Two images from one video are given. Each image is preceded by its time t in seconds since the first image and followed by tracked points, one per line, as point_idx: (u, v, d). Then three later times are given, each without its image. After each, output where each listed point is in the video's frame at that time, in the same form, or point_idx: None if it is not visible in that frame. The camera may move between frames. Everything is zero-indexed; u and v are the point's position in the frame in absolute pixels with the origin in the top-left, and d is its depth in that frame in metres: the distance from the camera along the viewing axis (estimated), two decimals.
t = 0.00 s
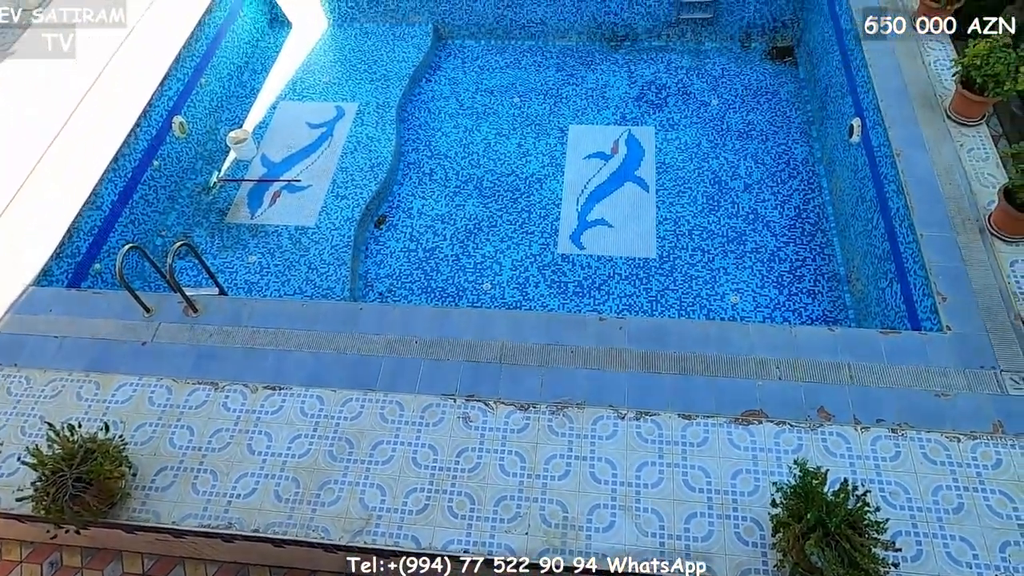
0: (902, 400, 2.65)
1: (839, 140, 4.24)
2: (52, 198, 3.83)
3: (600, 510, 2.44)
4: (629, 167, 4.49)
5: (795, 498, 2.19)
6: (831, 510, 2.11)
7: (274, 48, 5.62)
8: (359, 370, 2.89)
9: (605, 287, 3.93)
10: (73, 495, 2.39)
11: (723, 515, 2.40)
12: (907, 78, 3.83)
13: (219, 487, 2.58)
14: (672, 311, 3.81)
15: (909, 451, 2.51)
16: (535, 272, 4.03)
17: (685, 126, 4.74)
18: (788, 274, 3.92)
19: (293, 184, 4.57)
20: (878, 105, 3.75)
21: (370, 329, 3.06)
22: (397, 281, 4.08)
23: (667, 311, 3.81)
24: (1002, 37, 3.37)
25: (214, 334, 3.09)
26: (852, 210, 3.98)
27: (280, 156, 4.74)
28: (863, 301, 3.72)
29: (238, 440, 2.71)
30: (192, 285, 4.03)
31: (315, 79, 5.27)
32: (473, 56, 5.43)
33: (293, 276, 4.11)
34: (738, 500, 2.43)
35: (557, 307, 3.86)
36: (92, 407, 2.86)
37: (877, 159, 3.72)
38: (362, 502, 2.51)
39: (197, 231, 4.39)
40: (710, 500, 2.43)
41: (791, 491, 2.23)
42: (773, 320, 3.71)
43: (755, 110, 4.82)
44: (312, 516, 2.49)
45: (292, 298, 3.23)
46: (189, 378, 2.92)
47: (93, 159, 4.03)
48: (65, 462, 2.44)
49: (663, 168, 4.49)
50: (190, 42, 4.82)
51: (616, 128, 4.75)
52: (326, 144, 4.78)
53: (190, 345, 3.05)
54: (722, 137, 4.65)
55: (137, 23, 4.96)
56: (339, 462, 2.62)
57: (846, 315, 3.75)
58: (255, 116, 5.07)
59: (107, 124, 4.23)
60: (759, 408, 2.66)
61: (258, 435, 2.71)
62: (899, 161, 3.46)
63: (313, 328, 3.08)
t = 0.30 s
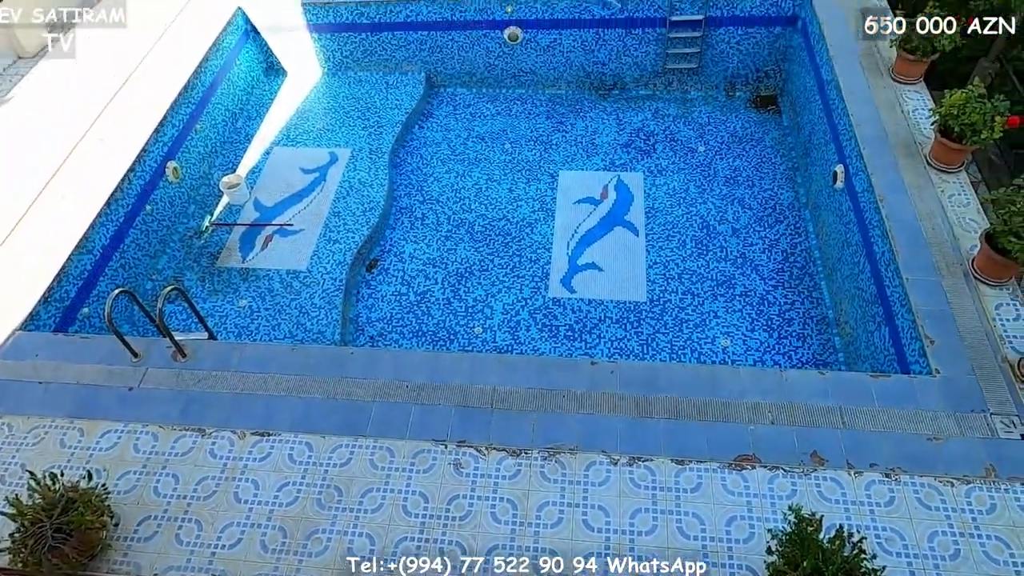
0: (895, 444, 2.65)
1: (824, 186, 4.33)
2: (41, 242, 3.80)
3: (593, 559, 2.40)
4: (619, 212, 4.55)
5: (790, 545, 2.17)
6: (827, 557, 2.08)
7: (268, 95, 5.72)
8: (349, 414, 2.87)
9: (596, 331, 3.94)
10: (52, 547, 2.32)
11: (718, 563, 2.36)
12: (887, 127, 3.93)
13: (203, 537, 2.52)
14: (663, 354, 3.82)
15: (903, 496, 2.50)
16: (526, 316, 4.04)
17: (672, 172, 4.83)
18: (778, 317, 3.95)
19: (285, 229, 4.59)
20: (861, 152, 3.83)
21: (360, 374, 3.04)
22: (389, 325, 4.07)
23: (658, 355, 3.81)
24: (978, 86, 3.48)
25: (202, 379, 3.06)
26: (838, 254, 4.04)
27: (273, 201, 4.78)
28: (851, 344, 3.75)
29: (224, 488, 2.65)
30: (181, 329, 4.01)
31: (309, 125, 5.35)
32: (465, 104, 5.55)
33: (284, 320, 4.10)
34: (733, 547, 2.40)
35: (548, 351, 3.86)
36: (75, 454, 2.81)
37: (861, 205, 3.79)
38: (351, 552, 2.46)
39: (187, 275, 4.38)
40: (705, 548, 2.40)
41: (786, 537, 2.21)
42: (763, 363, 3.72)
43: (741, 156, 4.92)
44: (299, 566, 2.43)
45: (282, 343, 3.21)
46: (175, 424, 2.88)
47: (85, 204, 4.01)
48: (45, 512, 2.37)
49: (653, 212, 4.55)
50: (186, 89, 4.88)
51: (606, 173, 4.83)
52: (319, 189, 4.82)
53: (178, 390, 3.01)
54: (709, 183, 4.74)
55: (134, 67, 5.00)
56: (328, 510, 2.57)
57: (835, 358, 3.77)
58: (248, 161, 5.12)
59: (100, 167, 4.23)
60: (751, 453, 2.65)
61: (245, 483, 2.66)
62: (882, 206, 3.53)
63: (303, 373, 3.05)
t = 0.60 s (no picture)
0: (890, 479, 2.64)
1: (812, 221, 4.39)
2: (32, 277, 3.78)
3: None
4: (611, 247, 4.59)
5: None
6: None
7: (263, 132, 5.78)
8: (339, 451, 2.84)
9: (589, 366, 3.93)
10: None
11: None
12: (873, 164, 4.00)
13: None
14: (656, 389, 3.81)
15: (900, 533, 2.48)
16: (518, 351, 4.04)
17: (663, 207, 4.88)
18: (770, 351, 3.96)
19: (278, 264, 4.59)
20: (848, 189, 3.89)
21: (352, 410, 3.01)
22: (381, 360, 4.06)
23: (651, 390, 3.80)
24: (960, 125, 3.56)
25: (192, 416, 3.02)
26: (828, 289, 4.08)
27: (266, 237, 4.79)
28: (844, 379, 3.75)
29: (212, 528, 2.61)
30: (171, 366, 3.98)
31: (303, 161, 5.40)
32: (458, 141, 5.63)
33: (276, 356, 4.08)
34: None
35: (541, 386, 3.85)
36: (59, 494, 2.76)
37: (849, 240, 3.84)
38: None
39: (178, 311, 4.37)
40: None
41: None
42: (757, 398, 3.72)
43: (731, 192, 4.99)
44: None
45: (273, 379, 3.19)
46: (163, 462, 2.84)
47: (78, 239, 4.01)
48: (27, 554, 2.30)
49: (644, 248, 4.59)
50: (181, 127, 4.93)
51: (598, 209, 4.89)
52: (312, 224, 4.85)
53: (167, 428, 2.97)
54: (700, 218, 4.79)
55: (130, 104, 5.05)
56: (318, 550, 2.52)
57: (828, 392, 3.77)
58: (242, 197, 5.15)
59: (94, 202, 4.24)
60: (746, 489, 2.63)
61: (233, 524, 2.61)
62: (870, 242, 3.58)
63: (294, 410, 3.02)
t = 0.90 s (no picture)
0: (885, 527, 2.61)
1: (799, 267, 4.45)
2: (18, 324, 3.74)
3: None
4: (601, 293, 4.62)
5: None
6: None
7: (256, 179, 5.84)
8: (327, 501, 2.79)
9: (580, 412, 3.91)
10: None
11: None
12: (856, 212, 4.08)
13: None
14: (648, 436, 3.78)
15: None
16: (509, 397, 4.01)
17: (652, 254, 4.94)
18: (761, 397, 3.96)
19: (268, 310, 4.58)
20: (833, 235, 3.96)
21: (341, 459, 2.96)
22: (370, 407, 4.02)
23: (643, 437, 3.78)
24: (939, 174, 3.66)
25: (177, 466, 2.97)
26: (816, 334, 4.10)
27: (257, 283, 4.79)
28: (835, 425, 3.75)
29: None
30: (157, 415, 3.92)
31: (295, 208, 5.44)
32: (449, 188, 5.71)
33: (263, 403, 4.03)
34: None
35: (532, 434, 3.81)
36: (36, 548, 2.67)
37: (836, 286, 3.89)
38: None
39: (166, 357, 4.33)
40: None
41: None
42: (749, 444, 3.69)
43: (719, 238, 5.06)
44: None
45: (260, 427, 3.14)
46: (145, 514, 2.77)
47: (67, 285, 3.99)
48: None
49: (634, 293, 4.62)
50: (175, 173, 4.96)
51: (588, 255, 4.94)
52: (303, 270, 4.86)
53: (150, 478, 2.91)
54: (689, 264, 4.84)
55: (125, 151, 5.10)
56: None
57: (820, 438, 3.76)
58: (233, 243, 5.17)
59: (86, 248, 4.24)
60: (741, 538, 2.59)
61: None
62: (857, 288, 3.62)
63: (282, 459, 2.97)
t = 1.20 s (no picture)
0: (882, 566, 2.58)
1: (790, 302, 4.47)
2: (5, 360, 3.70)
3: None
4: (594, 327, 4.63)
5: None
6: None
7: (250, 214, 5.87)
8: (317, 540, 2.74)
9: (574, 448, 3.88)
10: None
11: None
12: (845, 247, 4.13)
13: None
14: (642, 472, 3.75)
15: None
16: (501, 433, 3.98)
17: (645, 288, 4.96)
18: (755, 432, 3.95)
19: (260, 345, 4.56)
20: (823, 270, 4.00)
21: (331, 497, 2.92)
22: (362, 444, 3.98)
23: (637, 473, 3.74)
24: (925, 211, 3.72)
25: (164, 505, 2.91)
26: (808, 368, 4.11)
27: (249, 317, 4.78)
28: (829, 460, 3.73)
29: None
30: (145, 452, 3.87)
31: (289, 243, 5.46)
32: (442, 224, 5.75)
33: (253, 440, 3.98)
34: None
35: (525, 470, 3.77)
36: None
37: (826, 321, 3.92)
38: None
39: (155, 394, 4.28)
40: None
41: None
42: (743, 480, 3.67)
43: (710, 273, 5.10)
44: None
45: (249, 465, 3.10)
46: (130, 555, 2.71)
47: (56, 321, 3.95)
48: None
49: (626, 328, 4.64)
50: (169, 208, 4.97)
51: (580, 290, 4.96)
52: (295, 305, 4.85)
53: (136, 518, 2.86)
54: (680, 298, 4.87)
55: (120, 186, 5.13)
56: None
57: (815, 474, 3.73)
58: (225, 278, 5.16)
59: (78, 282, 4.22)
60: None
61: None
62: (848, 322, 3.64)
63: (271, 498, 2.93)
